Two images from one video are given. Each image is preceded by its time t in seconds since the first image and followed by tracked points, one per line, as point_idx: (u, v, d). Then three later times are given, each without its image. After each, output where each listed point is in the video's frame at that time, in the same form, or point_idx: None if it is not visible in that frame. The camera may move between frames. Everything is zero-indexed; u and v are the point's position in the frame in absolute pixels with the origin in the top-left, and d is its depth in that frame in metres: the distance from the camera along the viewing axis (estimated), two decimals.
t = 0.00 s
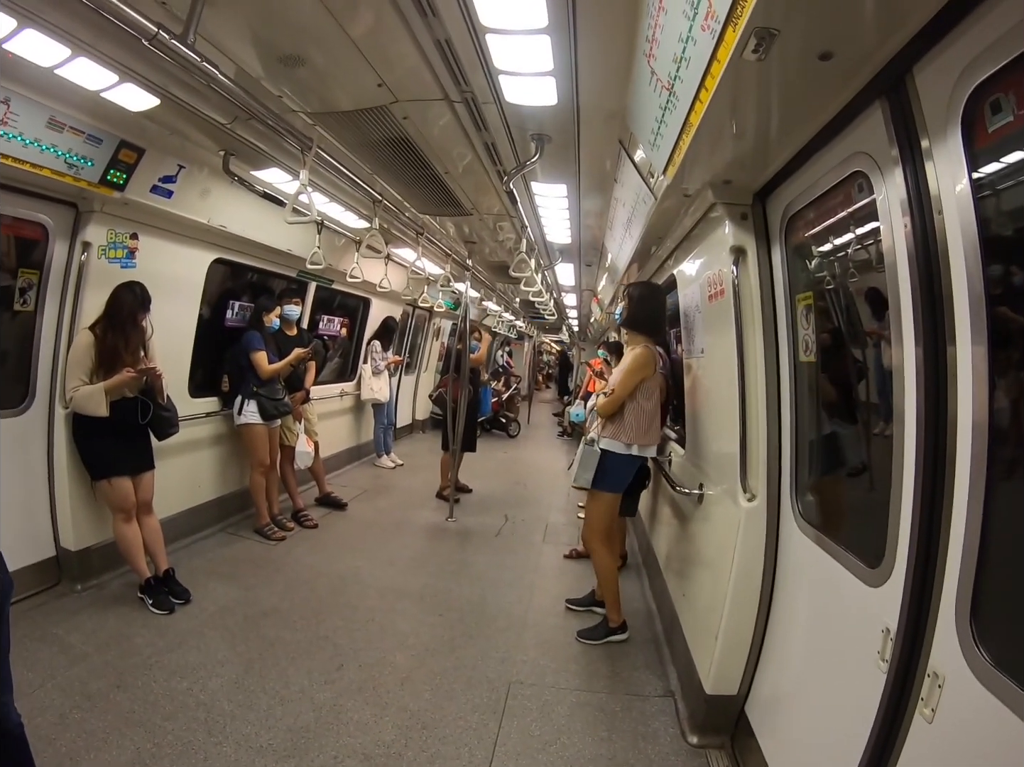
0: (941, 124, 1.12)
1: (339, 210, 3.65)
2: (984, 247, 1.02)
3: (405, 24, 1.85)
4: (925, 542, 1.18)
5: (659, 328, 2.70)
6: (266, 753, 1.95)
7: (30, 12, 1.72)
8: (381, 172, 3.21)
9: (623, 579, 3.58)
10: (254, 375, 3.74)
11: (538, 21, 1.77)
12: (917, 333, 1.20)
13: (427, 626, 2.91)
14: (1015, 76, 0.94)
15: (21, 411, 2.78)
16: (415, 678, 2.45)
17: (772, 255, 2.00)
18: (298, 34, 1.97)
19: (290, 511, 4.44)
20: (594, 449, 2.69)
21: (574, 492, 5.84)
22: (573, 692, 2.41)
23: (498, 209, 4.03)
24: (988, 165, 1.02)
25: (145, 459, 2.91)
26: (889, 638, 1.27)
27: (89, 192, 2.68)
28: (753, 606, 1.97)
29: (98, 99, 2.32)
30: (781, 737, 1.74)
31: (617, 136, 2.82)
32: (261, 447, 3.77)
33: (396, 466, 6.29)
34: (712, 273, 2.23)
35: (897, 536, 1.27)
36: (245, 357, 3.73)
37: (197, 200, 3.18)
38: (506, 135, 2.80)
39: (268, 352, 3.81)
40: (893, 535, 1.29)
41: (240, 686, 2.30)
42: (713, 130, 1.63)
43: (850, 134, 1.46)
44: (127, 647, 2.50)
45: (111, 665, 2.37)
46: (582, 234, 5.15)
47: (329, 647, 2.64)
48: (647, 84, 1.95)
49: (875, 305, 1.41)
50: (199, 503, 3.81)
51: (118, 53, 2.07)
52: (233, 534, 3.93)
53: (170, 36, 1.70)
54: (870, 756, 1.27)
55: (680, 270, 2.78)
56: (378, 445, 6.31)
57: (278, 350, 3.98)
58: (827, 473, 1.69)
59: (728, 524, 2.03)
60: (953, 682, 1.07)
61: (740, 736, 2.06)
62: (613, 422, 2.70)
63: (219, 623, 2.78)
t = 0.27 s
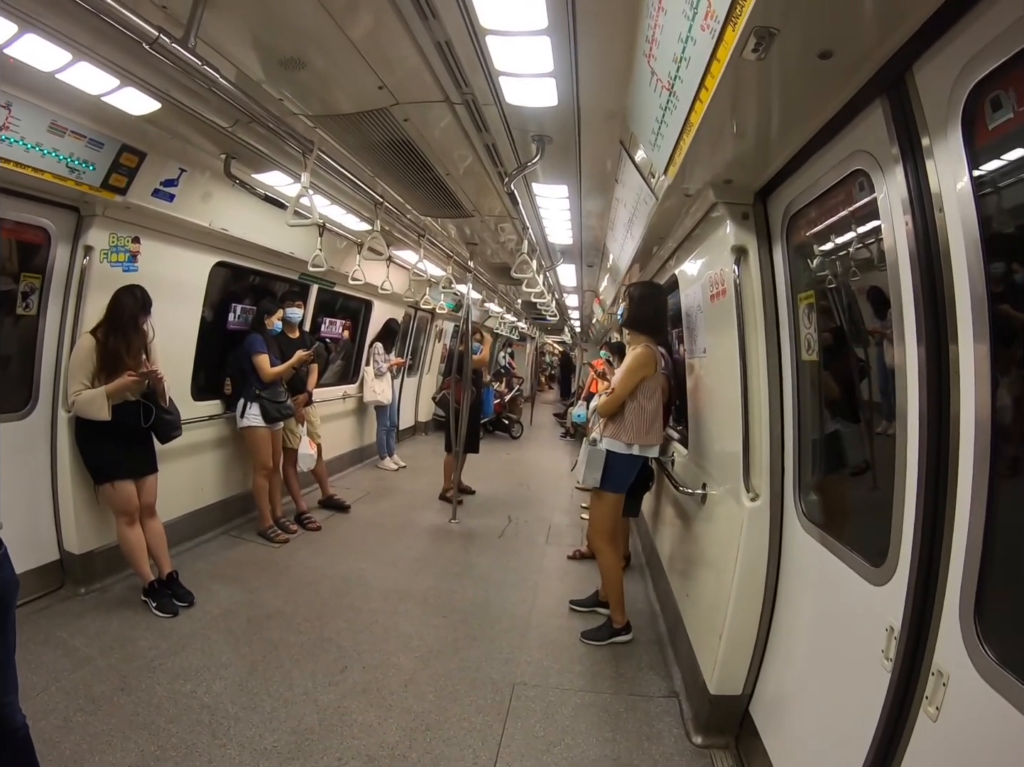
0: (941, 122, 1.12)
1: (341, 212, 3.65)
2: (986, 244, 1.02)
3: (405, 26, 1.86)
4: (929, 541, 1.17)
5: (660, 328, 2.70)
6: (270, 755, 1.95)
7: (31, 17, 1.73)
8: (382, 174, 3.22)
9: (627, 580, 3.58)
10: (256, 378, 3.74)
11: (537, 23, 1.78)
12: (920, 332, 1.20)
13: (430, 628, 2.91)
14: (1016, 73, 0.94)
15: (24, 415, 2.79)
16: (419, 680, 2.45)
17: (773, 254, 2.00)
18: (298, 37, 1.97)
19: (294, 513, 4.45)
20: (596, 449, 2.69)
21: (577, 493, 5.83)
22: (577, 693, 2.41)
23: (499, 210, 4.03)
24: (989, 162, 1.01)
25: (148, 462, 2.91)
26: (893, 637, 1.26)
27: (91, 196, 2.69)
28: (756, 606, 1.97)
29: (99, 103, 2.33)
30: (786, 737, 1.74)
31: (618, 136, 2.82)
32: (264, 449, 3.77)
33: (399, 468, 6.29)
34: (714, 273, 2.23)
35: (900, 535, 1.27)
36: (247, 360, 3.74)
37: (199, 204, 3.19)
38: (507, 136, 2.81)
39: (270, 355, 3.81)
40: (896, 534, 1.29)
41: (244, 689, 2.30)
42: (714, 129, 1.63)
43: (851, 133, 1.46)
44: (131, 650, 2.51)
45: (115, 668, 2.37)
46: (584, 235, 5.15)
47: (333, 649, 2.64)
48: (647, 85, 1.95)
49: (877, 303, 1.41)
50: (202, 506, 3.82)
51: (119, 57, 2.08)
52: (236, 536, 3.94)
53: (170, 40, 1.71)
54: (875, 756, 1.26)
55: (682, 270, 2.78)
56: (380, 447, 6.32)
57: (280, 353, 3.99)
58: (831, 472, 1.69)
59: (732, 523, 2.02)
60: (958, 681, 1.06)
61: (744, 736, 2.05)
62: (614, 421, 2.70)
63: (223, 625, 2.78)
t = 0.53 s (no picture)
0: (939, 117, 1.12)
1: (340, 213, 3.66)
2: (985, 239, 1.02)
3: (402, 25, 1.86)
4: (931, 538, 1.17)
5: (661, 326, 2.70)
6: (273, 756, 1.96)
7: (28, 20, 1.73)
8: (381, 174, 3.22)
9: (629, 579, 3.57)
10: (257, 380, 3.75)
11: (535, 21, 1.78)
12: (920, 328, 1.20)
13: (432, 628, 2.91)
14: (1013, 67, 0.94)
15: (25, 418, 2.80)
16: (421, 680, 2.45)
17: (773, 252, 2.00)
18: (296, 38, 1.98)
19: (295, 514, 4.45)
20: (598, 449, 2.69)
21: (579, 492, 5.83)
22: (579, 692, 2.41)
23: (498, 210, 4.03)
24: (988, 157, 1.01)
25: (149, 464, 2.91)
26: (895, 634, 1.26)
27: (91, 199, 2.69)
28: (759, 603, 1.97)
29: (98, 105, 2.33)
30: (789, 735, 1.74)
31: (616, 135, 2.82)
32: (265, 451, 3.78)
33: (400, 469, 6.30)
34: (713, 271, 2.23)
35: (902, 532, 1.27)
36: (247, 362, 3.74)
37: (199, 206, 3.19)
38: (505, 135, 2.81)
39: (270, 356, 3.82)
40: (898, 530, 1.29)
41: (247, 690, 2.31)
42: (712, 127, 1.62)
43: (849, 129, 1.46)
44: (134, 652, 2.51)
45: (118, 670, 2.38)
46: (583, 234, 5.14)
47: (336, 650, 2.64)
48: (645, 83, 1.95)
49: (877, 300, 1.40)
50: (204, 508, 3.82)
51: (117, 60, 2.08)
52: (238, 538, 3.94)
53: (168, 42, 1.71)
54: (878, 753, 1.26)
55: (681, 268, 2.78)
56: (382, 448, 6.32)
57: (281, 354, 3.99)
58: (832, 469, 1.68)
59: (733, 521, 2.02)
60: (960, 677, 1.06)
61: (747, 734, 2.05)
62: (614, 420, 2.70)
63: (226, 626, 2.78)
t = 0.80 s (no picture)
0: (937, 116, 1.12)
1: (339, 215, 3.66)
2: (983, 238, 1.02)
3: (400, 28, 1.86)
4: (931, 537, 1.17)
5: (660, 326, 2.70)
6: (275, 758, 1.96)
7: (26, 24, 1.73)
8: (380, 176, 3.22)
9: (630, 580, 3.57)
10: (257, 382, 3.75)
11: (532, 22, 1.78)
12: (919, 327, 1.20)
13: (434, 629, 2.91)
14: (1010, 65, 0.94)
15: (26, 421, 2.80)
16: (423, 681, 2.45)
17: (772, 251, 2.00)
18: (293, 41, 1.98)
19: (296, 516, 4.45)
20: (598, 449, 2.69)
21: (580, 493, 5.82)
22: (581, 693, 2.41)
23: (498, 211, 4.03)
24: (987, 155, 1.01)
25: (150, 467, 2.92)
26: (896, 633, 1.26)
27: (90, 202, 2.69)
28: (760, 603, 1.96)
29: (96, 109, 2.33)
30: (790, 735, 1.74)
31: (615, 136, 2.82)
32: (265, 453, 3.78)
33: (401, 470, 6.31)
34: (712, 270, 2.22)
35: (902, 531, 1.27)
36: (247, 364, 3.75)
37: (198, 208, 3.20)
38: (503, 136, 2.81)
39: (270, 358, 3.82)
40: (899, 530, 1.28)
41: (248, 692, 2.31)
42: (710, 126, 1.62)
43: (847, 128, 1.46)
44: (135, 655, 2.51)
45: (120, 673, 2.38)
46: (582, 234, 5.14)
47: (337, 651, 2.64)
48: (642, 83, 1.95)
49: (877, 300, 1.40)
50: (205, 510, 3.83)
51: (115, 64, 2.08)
52: (239, 540, 3.95)
53: (166, 46, 1.71)
54: (879, 752, 1.26)
55: (681, 268, 2.77)
56: (382, 449, 6.33)
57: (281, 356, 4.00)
58: (832, 469, 1.68)
59: (734, 521, 2.02)
60: (960, 677, 1.06)
61: (748, 734, 2.05)
62: (614, 421, 2.70)
63: (227, 629, 2.79)
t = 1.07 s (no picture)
0: (932, 114, 1.12)
1: (337, 216, 3.66)
2: (979, 236, 1.02)
3: (396, 29, 1.86)
4: (929, 535, 1.17)
5: (659, 326, 2.70)
6: (275, 759, 1.96)
7: (24, 27, 1.74)
8: (378, 178, 3.23)
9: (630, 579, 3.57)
10: (256, 384, 3.75)
11: (528, 23, 1.78)
12: (915, 325, 1.20)
13: (434, 629, 2.91)
14: (1004, 62, 0.94)
15: (25, 424, 2.80)
16: (423, 682, 2.45)
17: (769, 250, 2.01)
18: (290, 43, 1.98)
19: (296, 518, 4.46)
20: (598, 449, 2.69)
21: (579, 493, 5.83)
22: (581, 693, 2.41)
23: (496, 212, 4.04)
24: (982, 153, 1.01)
25: (151, 469, 2.92)
26: (895, 630, 1.26)
27: (89, 205, 2.69)
28: (759, 602, 1.97)
29: (94, 112, 2.34)
30: (790, 733, 1.74)
31: (611, 136, 2.83)
32: (265, 455, 3.78)
33: (400, 471, 6.31)
34: (709, 270, 2.23)
35: (900, 529, 1.27)
36: (246, 366, 3.75)
37: (197, 211, 3.20)
38: (501, 137, 2.82)
39: (270, 360, 3.82)
40: (897, 528, 1.29)
41: (248, 693, 2.31)
42: (706, 126, 1.63)
43: (843, 127, 1.46)
44: (136, 657, 2.52)
45: (120, 675, 2.38)
46: (581, 235, 5.15)
47: (337, 652, 2.65)
48: (639, 83, 1.95)
49: (874, 298, 1.40)
50: (205, 512, 3.83)
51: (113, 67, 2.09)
52: (239, 542, 3.95)
53: (163, 48, 1.72)
54: (879, 749, 1.26)
55: (678, 268, 2.78)
56: (382, 450, 6.34)
57: (280, 358, 4.00)
58: (831, 467, 1.68)
59: (733, 520, 2.02)
60: (959, 673, 1.06)
61: (749, 733, 2.05)
62: (614, 421, 2.70)
63: (228, 630, 2.79)
